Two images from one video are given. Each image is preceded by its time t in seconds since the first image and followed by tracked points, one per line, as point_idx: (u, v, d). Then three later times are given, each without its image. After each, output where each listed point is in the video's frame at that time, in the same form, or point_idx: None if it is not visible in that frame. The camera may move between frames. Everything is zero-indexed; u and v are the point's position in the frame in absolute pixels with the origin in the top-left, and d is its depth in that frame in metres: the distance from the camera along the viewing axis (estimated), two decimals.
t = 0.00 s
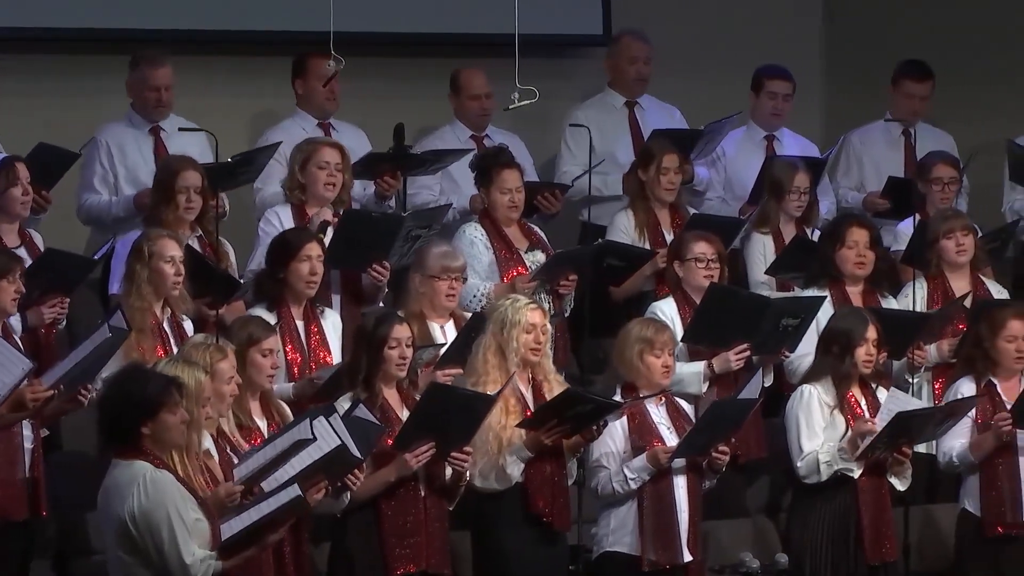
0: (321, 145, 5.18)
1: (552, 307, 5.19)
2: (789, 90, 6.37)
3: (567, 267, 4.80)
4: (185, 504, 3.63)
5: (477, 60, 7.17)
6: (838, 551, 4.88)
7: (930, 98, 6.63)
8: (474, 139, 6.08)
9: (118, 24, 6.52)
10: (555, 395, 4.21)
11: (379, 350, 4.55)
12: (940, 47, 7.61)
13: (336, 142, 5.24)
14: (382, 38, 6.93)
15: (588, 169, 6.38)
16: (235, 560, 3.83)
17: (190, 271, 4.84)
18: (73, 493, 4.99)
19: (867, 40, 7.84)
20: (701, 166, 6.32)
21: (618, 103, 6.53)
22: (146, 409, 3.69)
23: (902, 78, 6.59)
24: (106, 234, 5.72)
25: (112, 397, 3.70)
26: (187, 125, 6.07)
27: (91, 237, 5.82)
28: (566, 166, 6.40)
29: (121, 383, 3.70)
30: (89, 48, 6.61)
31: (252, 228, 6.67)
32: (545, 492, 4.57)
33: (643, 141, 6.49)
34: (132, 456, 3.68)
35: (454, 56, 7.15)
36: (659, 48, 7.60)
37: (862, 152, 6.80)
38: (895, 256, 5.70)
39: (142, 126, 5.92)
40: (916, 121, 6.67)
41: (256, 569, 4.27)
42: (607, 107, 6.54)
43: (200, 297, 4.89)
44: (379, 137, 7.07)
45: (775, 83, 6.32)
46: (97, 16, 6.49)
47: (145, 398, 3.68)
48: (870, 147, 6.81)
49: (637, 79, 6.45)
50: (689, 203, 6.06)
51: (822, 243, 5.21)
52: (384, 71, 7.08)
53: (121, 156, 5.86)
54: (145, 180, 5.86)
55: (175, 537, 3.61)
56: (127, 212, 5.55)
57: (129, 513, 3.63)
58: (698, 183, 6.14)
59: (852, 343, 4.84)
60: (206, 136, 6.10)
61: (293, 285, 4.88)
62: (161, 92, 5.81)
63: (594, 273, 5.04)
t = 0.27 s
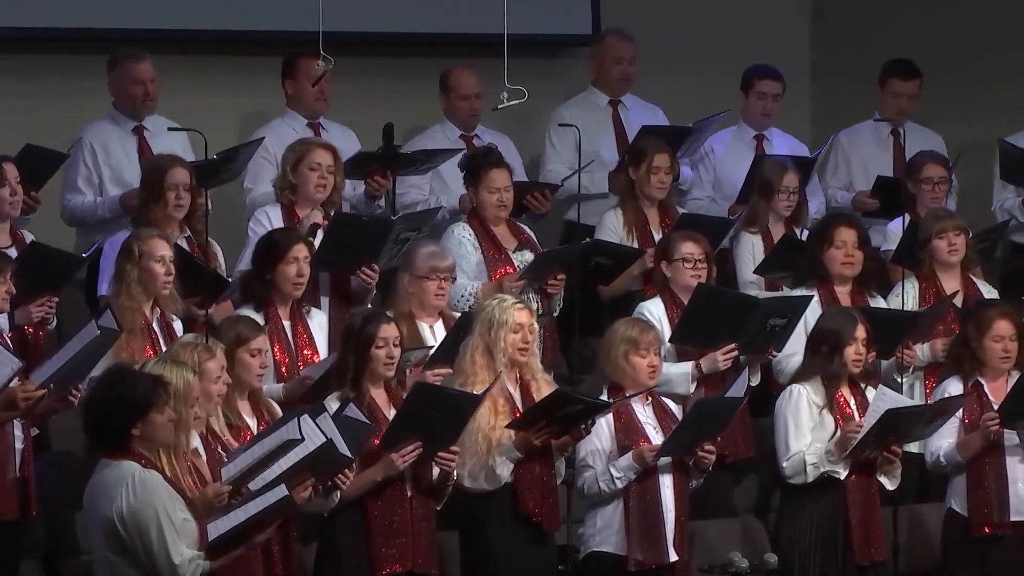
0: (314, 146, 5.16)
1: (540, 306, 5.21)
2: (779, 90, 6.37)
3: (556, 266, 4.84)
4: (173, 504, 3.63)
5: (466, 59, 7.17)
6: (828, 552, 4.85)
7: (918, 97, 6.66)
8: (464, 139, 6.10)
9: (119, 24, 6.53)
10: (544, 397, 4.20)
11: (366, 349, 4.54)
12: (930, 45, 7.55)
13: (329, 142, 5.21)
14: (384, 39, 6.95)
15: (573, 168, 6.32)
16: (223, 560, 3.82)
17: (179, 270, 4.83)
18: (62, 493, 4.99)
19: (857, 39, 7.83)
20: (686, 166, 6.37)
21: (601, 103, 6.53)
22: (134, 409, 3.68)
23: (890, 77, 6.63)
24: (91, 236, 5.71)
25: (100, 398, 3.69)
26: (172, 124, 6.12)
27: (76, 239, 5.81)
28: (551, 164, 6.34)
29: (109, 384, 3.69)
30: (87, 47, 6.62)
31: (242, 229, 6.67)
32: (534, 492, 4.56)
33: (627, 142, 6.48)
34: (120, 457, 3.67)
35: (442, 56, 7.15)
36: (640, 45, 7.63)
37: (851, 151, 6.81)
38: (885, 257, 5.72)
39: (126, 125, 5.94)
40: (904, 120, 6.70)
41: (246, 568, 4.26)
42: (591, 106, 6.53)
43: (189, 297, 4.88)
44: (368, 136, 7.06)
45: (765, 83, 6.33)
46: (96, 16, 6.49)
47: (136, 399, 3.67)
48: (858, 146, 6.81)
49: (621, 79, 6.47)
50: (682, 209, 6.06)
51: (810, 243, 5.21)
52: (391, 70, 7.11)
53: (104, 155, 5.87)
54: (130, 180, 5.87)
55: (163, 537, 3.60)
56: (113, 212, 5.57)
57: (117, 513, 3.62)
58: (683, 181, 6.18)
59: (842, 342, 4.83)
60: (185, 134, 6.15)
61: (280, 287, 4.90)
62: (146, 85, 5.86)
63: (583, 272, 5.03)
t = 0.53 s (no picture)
0: (306, 146, 5.15)
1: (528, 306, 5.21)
2: (767, 90, 6.37)
3: (545, 266, 4.85)
4: (160, 504, 3.62)
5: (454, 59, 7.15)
6: (816, 548, 4.87)
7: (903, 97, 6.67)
8: (454, 138, 6.09)
9: (120, 25, 6.53)
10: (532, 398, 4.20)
11: (354, 349, 4.54)
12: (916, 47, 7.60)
13: (320, 142, 5.19)
14: (382, 39, 6.95)
15: (556, 167, 6.30)
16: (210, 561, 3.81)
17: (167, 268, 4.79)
18: (51, 492, 4.98)
19: (843, 40, 7.83)
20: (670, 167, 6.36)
21: (584, 101, 6.48)
22: (121, 409, 3.67)
23: (875, 77, 6.64)
24: (74, 235, 5.66)
25: (88, 398, 3.68)
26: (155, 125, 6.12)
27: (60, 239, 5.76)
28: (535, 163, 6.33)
29: (97, 385, 3.68)
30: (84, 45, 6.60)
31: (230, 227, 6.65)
32: (522, 493, 4.56)
33: (612, 145, 6.44)
34: (107, 456, 3.66)
35: (429, 55, 7.12)
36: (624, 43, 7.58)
37: (840, 151, 6.82)
38: (874, 256, 5.75)
39: (109, 123, 5.95)
40: (891, 120, 6.72)
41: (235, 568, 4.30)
42: (574, 105, 6.48)
43: (177, 296, 4.81)
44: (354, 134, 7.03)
45: (753, 83, 6.34)
46: (97, 16, 6.49)
47: (124, 399, 3.66)
48: (847, 147, 6.81)
49: (604, 78, 6.40)
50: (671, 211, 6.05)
51: (798, 243, 5.22)
52: (392, 69, 7.10)
53: (89, 155, 5.86)
54: (116, 180, 5.88)
55: (150, 538, 3.59)
56: (100, 213, 5.56)
57: (104, 513, 3.61)
58: (666, 181, 6.23)
59: (830, 341, 4.83)
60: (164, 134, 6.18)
61: (266, 289, 4.88)
62: (127, 81, 5.84)
63: (572, 272, 5.03)
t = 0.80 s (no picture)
0: (294, 146, 5.15)
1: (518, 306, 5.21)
2: (755, 89, 6.39)
3: (536, 264, 4.85)
4: (145, 504, 3.62)
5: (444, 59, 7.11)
6: (805, 547, 4.87)
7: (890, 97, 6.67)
8: (443, 138, 6.09)
9: (120, 25, 6.54)
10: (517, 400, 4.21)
11: (340, 348, 4.54)
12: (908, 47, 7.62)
13: (308, 142, 5.20)
14: (379, 39, 6.94)
15: (540, 166, 6.29)
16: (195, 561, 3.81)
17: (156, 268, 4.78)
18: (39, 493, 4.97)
19: (834, 40, 7.83)
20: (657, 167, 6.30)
21: (568, 101, 6.44)
22: (105, 409, 3.67)
23: (861, 78, 6.64)
24: (58, 234, 5.68)
25: (74, 399, 3.68)
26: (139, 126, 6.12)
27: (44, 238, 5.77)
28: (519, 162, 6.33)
29: (82, 386, 3.68)
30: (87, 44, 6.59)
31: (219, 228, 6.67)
32: (510, 493, 4.56)
33: (595, 146, 6.39)
34: (91, 456, 3.66)
35: (418, 56, 7.08)
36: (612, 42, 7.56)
37: (828, 151, 6.83)
38: (860, 254, 5.77)
39: (91, 123, 5.94)
40: (879, 120, 6.72)
41: (224, 567, 4.30)
42: (559, 104, 6.43)
43: (166, 296, 4.78)
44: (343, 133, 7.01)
45: (741, 82, 6.35)
46: (97, 16, 6.49)
47: (109, 399, 3.67)
48: (835, 147, 6.81)
49: (589, 78, 6.37)
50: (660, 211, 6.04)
51: (786, 242, 5.25)
52: (390, 67, 7.06)
53: (73, 155, 5.85)
54: (101, 180, 5.87)
55: (135, 538, 3.59)
56: (85, 213, 5.55)
57: (89, 513, 3.61)
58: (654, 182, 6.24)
59: (818, 341, 4.84)
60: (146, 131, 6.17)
61: (251, 290, 4.88)
62: (106, 80, 5.83)
63: (560, 272, 5.04)
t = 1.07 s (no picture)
0: (279, 146, 5.15)
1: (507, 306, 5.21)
2: (744, 89, 6.40)
3: (525, 263, 4.84)
4: (129, 504, 3.62)
5: (434, 59, 7.11)
6: (793, 547, 4.87)
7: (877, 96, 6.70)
8: (431, 138, 6.09)
9: (120, 24, 6.54)
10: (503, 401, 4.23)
11: (328, 348, 4.55)
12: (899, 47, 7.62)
13: (293, 142, 5.20)
14: (374, 39, 6.94)
15: (526, 166, 6.28)
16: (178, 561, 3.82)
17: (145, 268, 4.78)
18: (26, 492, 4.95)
19: (824, 41, 7.84)
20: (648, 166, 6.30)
21: (554, 101, 6.43)
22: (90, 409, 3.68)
23: (848, 76, 6.69)
24: (43, 235, 5.67)
25: (58, 399, 3.68)
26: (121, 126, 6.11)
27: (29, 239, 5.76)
28: (505, 162, 6.33)
29: (66, 386, 3.68)
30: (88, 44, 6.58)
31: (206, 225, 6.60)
32: (498, 493, 4.56)
33: (582, 147, 6.40)
34: (75, 456, 3.66)
35: (410, 55, 7.09)
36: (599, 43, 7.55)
37: (817, 152, 6.84)
38: (846, 254, 5.77)
39: (74, 123, 5.93)
40: (867, 120, 6.74)
41: (213, 567, 4.29)
42: (543, 104, 6.43)
43: (154, 296, 4.76)
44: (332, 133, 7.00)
45: (730, 82, 6.36)
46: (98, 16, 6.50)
47: (95, 400, 3.67)
48: (823, 147, 6.83)
49: (573, 78, 6.38)
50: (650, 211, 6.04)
51: (774, 242, 5.27)
52: (349, 69, 7.03)
53: (56, 155, 5.85)
54: (85, 179, 5.88)
55: (118, 538, 3.60)
56: (70, 213, 5.53)
57: (72, 513, 3.61)
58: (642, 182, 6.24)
59: (806, 341, 4.85)
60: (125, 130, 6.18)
61: (240, 290, 4.87)
62: (89, 78, 5.84)
63: (549, 272, 5.05)
